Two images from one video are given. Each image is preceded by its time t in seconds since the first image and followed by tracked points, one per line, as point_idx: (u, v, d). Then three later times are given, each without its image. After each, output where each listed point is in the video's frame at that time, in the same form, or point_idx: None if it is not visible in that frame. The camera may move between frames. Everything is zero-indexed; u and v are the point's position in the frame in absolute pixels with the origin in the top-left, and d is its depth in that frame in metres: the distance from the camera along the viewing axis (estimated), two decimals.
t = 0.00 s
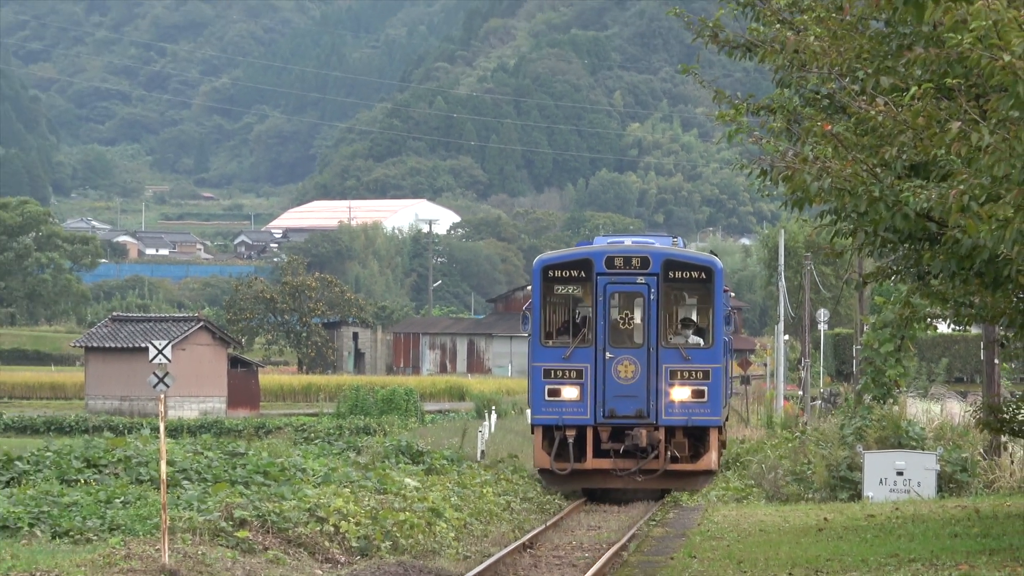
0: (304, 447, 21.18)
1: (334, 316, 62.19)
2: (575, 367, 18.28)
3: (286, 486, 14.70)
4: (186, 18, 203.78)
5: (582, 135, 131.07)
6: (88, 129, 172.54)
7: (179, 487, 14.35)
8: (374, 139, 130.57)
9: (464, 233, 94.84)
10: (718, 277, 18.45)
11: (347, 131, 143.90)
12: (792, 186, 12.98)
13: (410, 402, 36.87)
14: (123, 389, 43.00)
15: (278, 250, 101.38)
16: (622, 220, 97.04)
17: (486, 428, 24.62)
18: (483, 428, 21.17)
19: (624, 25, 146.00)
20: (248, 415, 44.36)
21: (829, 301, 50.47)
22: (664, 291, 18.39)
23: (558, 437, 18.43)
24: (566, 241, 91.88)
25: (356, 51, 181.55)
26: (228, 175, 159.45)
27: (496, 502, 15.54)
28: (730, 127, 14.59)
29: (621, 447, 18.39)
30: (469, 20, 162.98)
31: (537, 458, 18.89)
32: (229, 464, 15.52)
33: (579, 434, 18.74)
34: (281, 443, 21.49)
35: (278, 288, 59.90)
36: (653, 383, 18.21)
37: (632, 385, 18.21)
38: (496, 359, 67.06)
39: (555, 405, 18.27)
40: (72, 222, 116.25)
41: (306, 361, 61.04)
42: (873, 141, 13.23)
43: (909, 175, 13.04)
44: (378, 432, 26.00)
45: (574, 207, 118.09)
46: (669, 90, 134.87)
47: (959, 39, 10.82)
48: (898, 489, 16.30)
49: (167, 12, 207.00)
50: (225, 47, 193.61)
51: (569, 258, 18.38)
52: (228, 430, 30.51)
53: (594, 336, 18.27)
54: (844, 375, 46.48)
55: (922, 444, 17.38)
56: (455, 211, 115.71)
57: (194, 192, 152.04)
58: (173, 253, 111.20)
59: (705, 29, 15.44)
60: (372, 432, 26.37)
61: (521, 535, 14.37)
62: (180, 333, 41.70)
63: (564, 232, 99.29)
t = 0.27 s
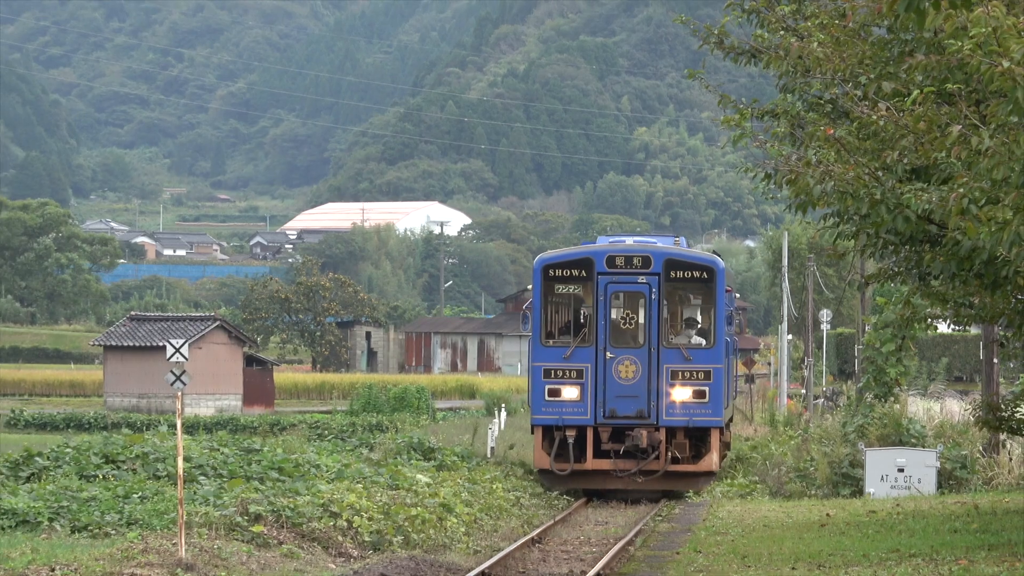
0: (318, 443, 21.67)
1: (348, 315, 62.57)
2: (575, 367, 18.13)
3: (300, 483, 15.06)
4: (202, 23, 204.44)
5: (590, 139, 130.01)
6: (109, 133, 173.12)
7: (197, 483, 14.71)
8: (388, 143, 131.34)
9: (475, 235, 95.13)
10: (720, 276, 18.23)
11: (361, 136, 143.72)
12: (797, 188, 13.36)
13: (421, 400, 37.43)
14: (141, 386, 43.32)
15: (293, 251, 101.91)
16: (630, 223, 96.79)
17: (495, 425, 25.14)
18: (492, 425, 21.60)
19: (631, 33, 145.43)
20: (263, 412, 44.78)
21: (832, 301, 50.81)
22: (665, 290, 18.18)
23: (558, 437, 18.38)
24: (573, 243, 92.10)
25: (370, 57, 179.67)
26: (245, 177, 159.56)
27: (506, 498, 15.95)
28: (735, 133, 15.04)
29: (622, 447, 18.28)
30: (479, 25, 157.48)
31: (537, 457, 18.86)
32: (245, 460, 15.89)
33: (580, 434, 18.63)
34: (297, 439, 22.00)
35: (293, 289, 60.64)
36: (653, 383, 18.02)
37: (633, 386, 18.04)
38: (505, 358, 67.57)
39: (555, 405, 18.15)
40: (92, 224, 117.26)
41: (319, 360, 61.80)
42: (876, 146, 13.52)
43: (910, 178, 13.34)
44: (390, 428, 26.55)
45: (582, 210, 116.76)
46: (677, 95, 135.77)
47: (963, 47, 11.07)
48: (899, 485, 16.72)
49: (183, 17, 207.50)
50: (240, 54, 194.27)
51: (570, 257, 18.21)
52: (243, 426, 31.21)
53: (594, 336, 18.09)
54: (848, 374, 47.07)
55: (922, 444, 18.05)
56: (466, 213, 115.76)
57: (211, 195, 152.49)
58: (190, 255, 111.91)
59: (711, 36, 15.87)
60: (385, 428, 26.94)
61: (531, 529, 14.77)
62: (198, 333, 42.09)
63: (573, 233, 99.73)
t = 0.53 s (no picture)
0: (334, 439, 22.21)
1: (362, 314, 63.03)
2: (576, 364, 18.40)
3: (315, 478, 15.45)
4: (219, 28, 195.88)
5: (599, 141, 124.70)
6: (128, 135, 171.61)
7: (213, 479, 15.12)
8: (402, 146, 131.52)
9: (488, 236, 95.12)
10: (722, 272, 18.53)
11: (374, 139, 142.63)
12: (801, 190, 13.67)
13: (433, 397, 38.06)
14: (159, 384, 44.73)
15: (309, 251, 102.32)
16: (638, 224, 96.01)
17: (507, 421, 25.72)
18: (504, 422, 22.09)
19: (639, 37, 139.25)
20: (278, 409, 46.12)
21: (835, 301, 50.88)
22: (667, 286, 18.48)
23: (560, 434, 18.64)
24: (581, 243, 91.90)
25: (384, 62, 175.27)
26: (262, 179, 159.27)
27: (517, 494, 16.45)
28: (741, 135, 15.51)
29: (623, 445, 18.53)
30: (491, 32, 154.04)
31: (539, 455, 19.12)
32: (261, 457, 16.30)
33: (582, 431, 18.87)
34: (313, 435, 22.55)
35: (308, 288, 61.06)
36: (655, 380, 18.30)
37: (634, 383, 18.31)
38: (516, 356, 68.32)
39: (557, 402, 18.41)
40: (111, 225, 117.68)
41: (334, 358, 62.60)
42: (879, 147, 13.88)
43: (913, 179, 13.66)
44: (405, 424, 27.19)
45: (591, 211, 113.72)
46: (684, 98, 128.00)
47: (962, 49, 11.38)
48: (901, 481, 17.32)
49: (200, 22, 199.25)
50: (257, 60, 187.81)
51: (572, 253, 18.48)
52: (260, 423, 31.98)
53: (595, 333, 18.36)
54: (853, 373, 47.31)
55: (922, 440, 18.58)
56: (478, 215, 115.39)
57: (228, 198, 152.18)
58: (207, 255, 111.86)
59: (717, 41, 16.18)
60: (399, 424, 27.60)
61: (540, 525, 15.22)
62: (214, 332, 43.58)
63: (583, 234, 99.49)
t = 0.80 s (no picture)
0: (349, 433, 22.74)
1: (377, 312, 64.31)
2: (577, 363, 18.32)
3: (329, 472, 15.93)
4: (237, 32, 197.17)
5: (608, 143, 124.00)
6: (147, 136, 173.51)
7: (231, 472, 15.60)
8: (415, 147, 131.03)
9: (499, 235, 95.34)
10: (725, 270, 18.45)
11: (388, 139, 142.56)
12: (806, 190, 14.03)
13: (445, 391, 38.71)
14: (179, 379, 45.71)
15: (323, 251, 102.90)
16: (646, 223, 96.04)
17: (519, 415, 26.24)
18: (514, 418, 22.52)
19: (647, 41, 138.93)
20: (294, 404, 46.88)
21: (840, 299, 51.28)
22: (670, 283, 18.40)
23: (561, 433, 18.54)
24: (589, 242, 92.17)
25: (398, 64, 175.36)
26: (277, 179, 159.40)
27: (525, 487, 17.03)
28: (748, 136, 15.79)
29: (626, 444, 18.42)
30: (502, 34, 155.31)
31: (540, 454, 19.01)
32: (278, 450, 16.83)
33: (584, 430, 18.76)
34: (327, 429, 23.13)
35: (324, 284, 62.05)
36: (657, 378, 18.20)
37: (636, 381, 18.22)
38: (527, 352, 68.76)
39: (558, 400, 18.32)
40: (130, 223, 118.45)
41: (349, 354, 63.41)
42: (882, 149, 14.21)
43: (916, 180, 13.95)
44: (418, 419, 27.81)
45: (601, 211, 113.01)
46: (691, 101, 127.59)
47: (964, 52, 11.69)
48: (905, 475, 17.87)
49: (220, 25, 200.13)
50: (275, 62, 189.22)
51: (573, 251, 18.41)
52: (276, 419, 32.68)
53: (596, 331, 18.28)
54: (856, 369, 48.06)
55: (924, 434, 19.22)
56: (490, 213, 115.13)
57: (245, 196, 152.35)
58: (225, 253, 113.01)
59: (724, 45, 16.49)
60: (412, 419, 28.21)
61: (551, 517, 15.74)
62: (232, 327, 44.37)
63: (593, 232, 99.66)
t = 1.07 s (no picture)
0: (364, 426, 23.35)
1: (391, 309, 65.12)
2: (577, 361, 18.14)
3: (345, 464, 16.47)
4: (255, 35, 197.76)
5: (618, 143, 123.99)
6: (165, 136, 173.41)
7: (248, 465, 16.08)
8: (428, 147, 131.18)
9: (510, 233, 95.57)
10: (726, 267, 18.29)
11: (403, 139, 142.92)
12: (811, 189, 14.50)
13: (457, 386, 39.33)
14: (196, 373, 47.40)
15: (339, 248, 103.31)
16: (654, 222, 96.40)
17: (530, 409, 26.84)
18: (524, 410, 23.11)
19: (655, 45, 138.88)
20: (310, 399, 48.54)
21: (842, 296, 51.74)
22: (670, 280, 18.24)
23: (562, 431, 18.38)
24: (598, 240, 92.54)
25: (412, 67, 175.61)
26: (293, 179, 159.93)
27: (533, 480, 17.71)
28: (753, 137, 16.07)
29: (626, 443, 18.25)
30: (513, 38, 156.38)
31: (540, 452, 18.87)
32: (295, 443, 17.41)
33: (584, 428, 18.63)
34: (342, 422, 23.76)
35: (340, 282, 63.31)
36: (658, 376, 18.05)
37: (637, 379, 18.05)
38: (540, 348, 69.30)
39: (558, 399, 18.18)
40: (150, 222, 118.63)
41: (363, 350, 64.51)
42: (884, 150, 14.54)
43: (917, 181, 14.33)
44: (432, 412, 28.42)
45: (610, 210, 113.03)
46: (699, 102, 128.05)
47: (963, 55, 12.01)
48: (906, 467, 18.66)
49: (237, 28, 202.20)
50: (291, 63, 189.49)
51: (573, 248, 18.18)
52: (293, 413, 33.28)
53: (597, 329, 18.10)
54: (858, 364, 48.88)
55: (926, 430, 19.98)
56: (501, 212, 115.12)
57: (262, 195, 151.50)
58: (240, 251, 113.76)
59: (730, 48, 16.91)
60: (425, 412, 28.83)
61: (561, 510, 16.35)
62: (249, 325, 45.58)
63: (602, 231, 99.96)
